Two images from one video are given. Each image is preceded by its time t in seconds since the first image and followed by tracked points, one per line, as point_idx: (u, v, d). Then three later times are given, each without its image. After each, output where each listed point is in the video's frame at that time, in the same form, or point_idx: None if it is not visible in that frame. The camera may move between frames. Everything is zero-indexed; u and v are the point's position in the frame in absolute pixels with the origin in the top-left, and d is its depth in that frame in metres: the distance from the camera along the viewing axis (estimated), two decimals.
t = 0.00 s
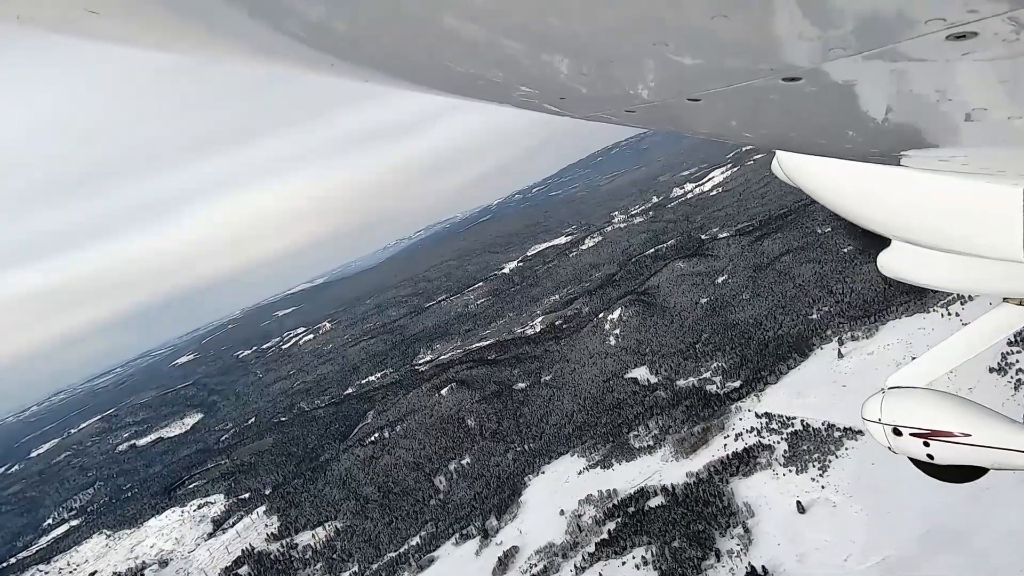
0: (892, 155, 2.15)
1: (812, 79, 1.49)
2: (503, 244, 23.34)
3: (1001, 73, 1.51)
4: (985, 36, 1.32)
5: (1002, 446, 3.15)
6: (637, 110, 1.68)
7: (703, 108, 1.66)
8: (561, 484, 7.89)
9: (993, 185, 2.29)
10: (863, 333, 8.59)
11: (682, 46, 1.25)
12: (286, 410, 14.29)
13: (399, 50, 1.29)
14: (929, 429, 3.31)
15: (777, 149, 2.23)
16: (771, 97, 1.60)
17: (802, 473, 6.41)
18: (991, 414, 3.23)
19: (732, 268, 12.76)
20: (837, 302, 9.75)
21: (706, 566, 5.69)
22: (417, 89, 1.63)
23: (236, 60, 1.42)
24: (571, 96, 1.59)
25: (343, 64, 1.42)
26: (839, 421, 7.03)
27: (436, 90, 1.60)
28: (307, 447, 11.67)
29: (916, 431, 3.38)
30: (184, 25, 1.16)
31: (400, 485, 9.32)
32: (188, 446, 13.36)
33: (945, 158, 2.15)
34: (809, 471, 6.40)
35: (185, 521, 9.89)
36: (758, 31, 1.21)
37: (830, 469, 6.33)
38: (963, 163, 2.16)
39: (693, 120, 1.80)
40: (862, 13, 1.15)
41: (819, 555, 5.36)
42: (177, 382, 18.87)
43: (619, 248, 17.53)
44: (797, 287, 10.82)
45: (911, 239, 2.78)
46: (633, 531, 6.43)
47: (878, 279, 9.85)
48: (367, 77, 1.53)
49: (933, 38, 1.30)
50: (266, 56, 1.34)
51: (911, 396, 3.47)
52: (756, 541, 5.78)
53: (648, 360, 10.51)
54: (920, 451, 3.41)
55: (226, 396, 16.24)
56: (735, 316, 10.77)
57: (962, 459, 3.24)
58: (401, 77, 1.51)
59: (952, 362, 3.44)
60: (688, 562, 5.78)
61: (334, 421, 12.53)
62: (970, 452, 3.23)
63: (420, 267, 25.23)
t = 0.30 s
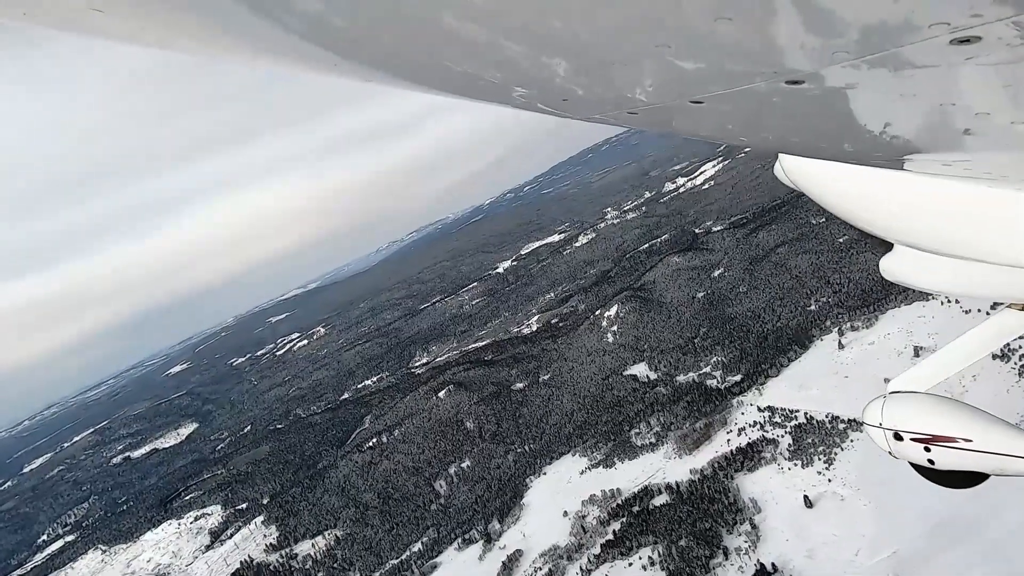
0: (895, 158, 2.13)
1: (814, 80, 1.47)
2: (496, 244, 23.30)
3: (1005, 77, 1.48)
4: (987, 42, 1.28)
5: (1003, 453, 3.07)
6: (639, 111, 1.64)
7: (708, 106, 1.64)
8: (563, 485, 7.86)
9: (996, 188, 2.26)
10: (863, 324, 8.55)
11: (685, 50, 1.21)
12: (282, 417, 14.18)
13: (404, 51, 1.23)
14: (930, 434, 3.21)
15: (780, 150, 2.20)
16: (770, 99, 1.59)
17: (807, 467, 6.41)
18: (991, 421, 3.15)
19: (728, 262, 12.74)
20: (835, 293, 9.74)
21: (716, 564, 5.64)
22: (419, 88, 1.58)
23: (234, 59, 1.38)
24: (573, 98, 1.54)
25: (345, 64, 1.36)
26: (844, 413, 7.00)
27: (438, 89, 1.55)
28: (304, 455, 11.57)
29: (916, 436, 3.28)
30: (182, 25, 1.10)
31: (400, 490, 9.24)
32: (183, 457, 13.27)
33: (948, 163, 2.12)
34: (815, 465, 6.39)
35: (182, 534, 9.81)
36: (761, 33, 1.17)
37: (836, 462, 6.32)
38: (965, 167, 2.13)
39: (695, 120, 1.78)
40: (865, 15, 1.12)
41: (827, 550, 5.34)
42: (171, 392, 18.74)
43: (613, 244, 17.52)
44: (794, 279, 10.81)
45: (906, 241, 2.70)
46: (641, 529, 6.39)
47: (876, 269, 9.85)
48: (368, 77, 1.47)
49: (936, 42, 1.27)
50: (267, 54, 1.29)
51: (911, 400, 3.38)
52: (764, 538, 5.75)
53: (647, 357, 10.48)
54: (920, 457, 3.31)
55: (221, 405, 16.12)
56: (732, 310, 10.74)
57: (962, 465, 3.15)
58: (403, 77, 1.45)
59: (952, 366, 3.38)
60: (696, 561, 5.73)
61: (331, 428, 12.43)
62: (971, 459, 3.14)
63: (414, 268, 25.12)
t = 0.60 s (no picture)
0: (896, 158, 2.17)
1: (815, 79, 1.52)
2: (488, 243, 23.23)
3: (1008, 77, 1.54)
4: (990, 42, 1.35)
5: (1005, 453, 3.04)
6: (643, 109, 1.73)
7: (711, 109, 1.72)
8: (565, 485, 7.83)
9: (1000, 190, 2.26)
10: (861, 314, 8.56)
11: (687, 47, 1.28)
12: (276, 423, 14.07)
13: (405, 50, 1.38)
14: (931, 434, 3.19)
15: (781, 150, 2.25)
16: (776, 98, 1.65)
17: (812, 461, 6.40)
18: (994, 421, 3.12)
19: (722, 255, 12.73)
20: (832, 283, 9.75)
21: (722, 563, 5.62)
22: (419, 87, 1.75)
23: (253, 59, 1.59)
24: (579, 95, 1.63)
25: (344, 62, 1.53)
26: (846, 405, 6.99)
27: (436, 88, 1.73)
28: (299, 462, 11.46)
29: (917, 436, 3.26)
30: (190, 23, 1.27)
31: (398, 495, 9.16)
32: (178, 466, 13.18)
33: (953, 162, 2.14)
34: (819, 458, 6.39)
35: (177, 546, 9.72)
36: (760, 33, 1.24)
37: (841, 454, 6.32)
38: (969, 167, 2.15)
39: (697, 120, 1.84)
40: (866, 16, 1.19)
41: (835, 544, 5.35)
42: (162, 401, 18.57)
43: (605, 240, 17.50)
44: (789, 270, 10.82)
45: (911, 243, 2.72)
46: (644, 529, 6.36)
47: (871, 259, 9.88)
48: (366, 74, 1.65)
49: (940, 42, 1.34)
50: (274, 49, 1.46)
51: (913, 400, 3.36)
52: (771, 534, 5.73)
53: (644, 353, 10.45)
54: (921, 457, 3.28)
55: (214, 414, 15.99)
56: (728, 303, 10.74)
57: (963, 465, 3.13)
58: (405, 76, 1.61)
59: (957, 367, 3.33)
60: (702, 560, 5.71)
61: (326, 433, 12.34)
62: (972, 459, 3.11)
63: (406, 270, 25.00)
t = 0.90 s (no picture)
0: (895, 154, 2.13)
1: (814, 75, 1.47)
2: (479, 243, 23.16)
3: (1009, 72, 1.50)
4: (992, 35, 1.30)
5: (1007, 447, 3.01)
6: (642, 106, 1.68)
7: (710, 105, 1.67)
8: (564, 487, 7.78)
9: (1001, 186, 2.22)
10: (857, 306, 8.57)
11: (685, 44, 1.25)
12: (268, 429, 13.96)
13: (403, 47, 1.36)
14: (932, 428, 3.16)
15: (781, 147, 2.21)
16: (776, 95, 1.60)
17: (813, 456, 6.39)
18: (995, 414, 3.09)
19: (715, 250, 12.73)
20: (827, 277, 9.77)
21: (727, 563, 5.60)
22: (418, 85, 1.71)
23: (249, 55, 1.56)
24: (576, 93, 1.59)
25: (345, 59, 1.52)
26: (845, 399, 6.98)
27: (434, 86, 1.69)
28: (293, 469, 11.35)
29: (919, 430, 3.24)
30: (191, 16, 1.28)
31: (394, 502, 9.07)
32: (169, 477, 13.04)
33: (954, 157, 2.10)
34: (820, 453, 6.38)
35: (169, 557, 9.60)
36: (759, 33, 1.21)
37: (842, 449, 6.31)
38: (970, 162, 2.11)
39: (696, 116, 1.79)
40: (867, 10, 1.14)
41: (840, 540, 5.33)
42: (152, 411, 18.39)
43: (596, 238, 17.49)
44: (783, 264, 10.83)
45: (912, 239, 2.68)
46: (647, 530, 6.33)
47: (865, 251, 9.90)
48: (364, 71, 1.62)
49: (943, 36, 1.30)
50: (279, 46, 1.46)
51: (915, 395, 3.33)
52: (775, 532, 5.71)
53: (640, 350, 10.44)
54: (923, 452, 3.25)
55: (205, 422, 15.84)
56: (723, 299, 10.74)
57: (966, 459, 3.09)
58: (409, 74, 1.60)
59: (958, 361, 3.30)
60: (706, 560, 5.69)
61: (320, 439, 12.23)
62: (974, 453, 3.08)
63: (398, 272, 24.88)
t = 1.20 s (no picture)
0: (895, 149, 2.09)
1: (814, 71, 1.43)
2: (469, 245, 23.08)
3: (1010, 66, 1.46)
4: (993, 29, 1.26)
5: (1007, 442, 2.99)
6: (640, 102, 1.63)
7: (709, 101, 1.63)
8: (562, 491, 7.72)
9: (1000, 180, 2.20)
10: (853, 302, 8.60)
11: (683, 38, 1.20)
12: (259, 439, 13.80)
13: (396, 41, 1.32)
14: (932, 423, 3.14)
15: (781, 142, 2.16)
16: (775, 90, 1.56)
17: (814, 455, 6.41)
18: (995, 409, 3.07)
19: (707, 249, 12.74)
20: (821, 273, 9.80)
21: (730, 565, 5.60)
22: (417, 83, 1.66)
23: (242, 53, 1.51)
24: (575, 89, 1.54)
25: (345, 57, 1.48)
26: (844, 396, 7.02)
27: (432, 83, 1.64)
28: (285, 479, 11.21)
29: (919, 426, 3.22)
30: (182, 13, 1.24)
31: (390, 510, 8.95)
32: (159, 489, 12.86)
33: (954, 151, 2.07)
34: (821, 452, 6.41)
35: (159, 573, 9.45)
36: (761, 29, 1.18)
37: (843, 447, 6.35)
38: (970, 156, 2.08)
39: (694, 112, 1.75)
40: (869, 4, 1.10)
41: (846, 540, 5.35)
42: (140, 423, 18.15)
43: (587, 239, 17.47)
44: (776, 261, 10.84)
45: (911, 235, 2.65)
46: (648, 534, 6.31)
47: (858, 247, 9.95)
48: (361, 68, 1.58)
49: (943, 30, 1.25)
50: (280, 46, 1.45)
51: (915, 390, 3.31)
52: (779, 533, 5.71)
53: (634, 351, 10.41)
54: (923, 448, 3.23)
55: (195, 433, 15.65)
56: (716, 297, 10.73)
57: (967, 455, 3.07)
58: (410, 74, 1.59)
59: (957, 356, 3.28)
60: (709, 563, 5.67)
61: (313, 448, 12.10)
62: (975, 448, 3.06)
63: (388, 276, 24.74)
